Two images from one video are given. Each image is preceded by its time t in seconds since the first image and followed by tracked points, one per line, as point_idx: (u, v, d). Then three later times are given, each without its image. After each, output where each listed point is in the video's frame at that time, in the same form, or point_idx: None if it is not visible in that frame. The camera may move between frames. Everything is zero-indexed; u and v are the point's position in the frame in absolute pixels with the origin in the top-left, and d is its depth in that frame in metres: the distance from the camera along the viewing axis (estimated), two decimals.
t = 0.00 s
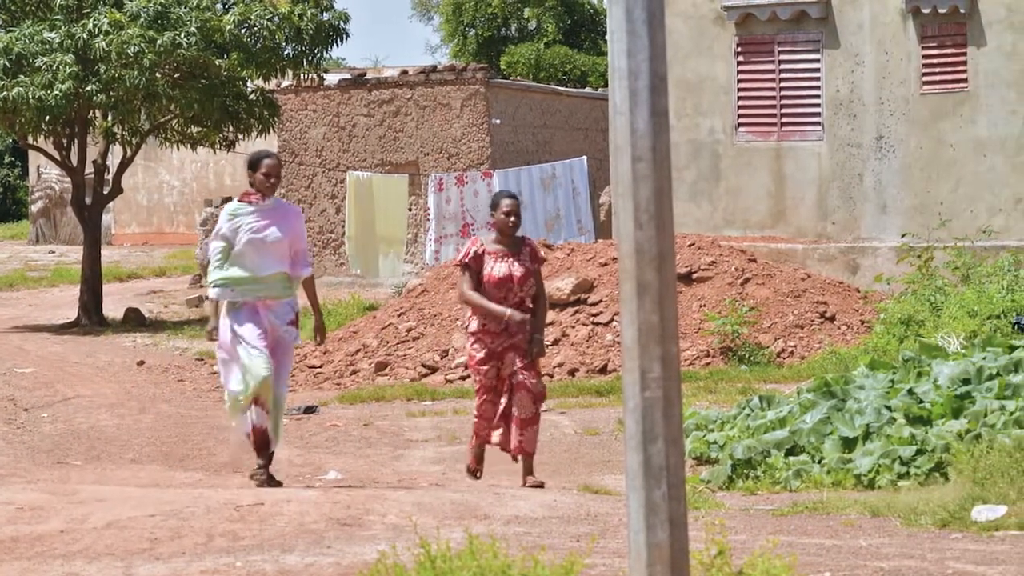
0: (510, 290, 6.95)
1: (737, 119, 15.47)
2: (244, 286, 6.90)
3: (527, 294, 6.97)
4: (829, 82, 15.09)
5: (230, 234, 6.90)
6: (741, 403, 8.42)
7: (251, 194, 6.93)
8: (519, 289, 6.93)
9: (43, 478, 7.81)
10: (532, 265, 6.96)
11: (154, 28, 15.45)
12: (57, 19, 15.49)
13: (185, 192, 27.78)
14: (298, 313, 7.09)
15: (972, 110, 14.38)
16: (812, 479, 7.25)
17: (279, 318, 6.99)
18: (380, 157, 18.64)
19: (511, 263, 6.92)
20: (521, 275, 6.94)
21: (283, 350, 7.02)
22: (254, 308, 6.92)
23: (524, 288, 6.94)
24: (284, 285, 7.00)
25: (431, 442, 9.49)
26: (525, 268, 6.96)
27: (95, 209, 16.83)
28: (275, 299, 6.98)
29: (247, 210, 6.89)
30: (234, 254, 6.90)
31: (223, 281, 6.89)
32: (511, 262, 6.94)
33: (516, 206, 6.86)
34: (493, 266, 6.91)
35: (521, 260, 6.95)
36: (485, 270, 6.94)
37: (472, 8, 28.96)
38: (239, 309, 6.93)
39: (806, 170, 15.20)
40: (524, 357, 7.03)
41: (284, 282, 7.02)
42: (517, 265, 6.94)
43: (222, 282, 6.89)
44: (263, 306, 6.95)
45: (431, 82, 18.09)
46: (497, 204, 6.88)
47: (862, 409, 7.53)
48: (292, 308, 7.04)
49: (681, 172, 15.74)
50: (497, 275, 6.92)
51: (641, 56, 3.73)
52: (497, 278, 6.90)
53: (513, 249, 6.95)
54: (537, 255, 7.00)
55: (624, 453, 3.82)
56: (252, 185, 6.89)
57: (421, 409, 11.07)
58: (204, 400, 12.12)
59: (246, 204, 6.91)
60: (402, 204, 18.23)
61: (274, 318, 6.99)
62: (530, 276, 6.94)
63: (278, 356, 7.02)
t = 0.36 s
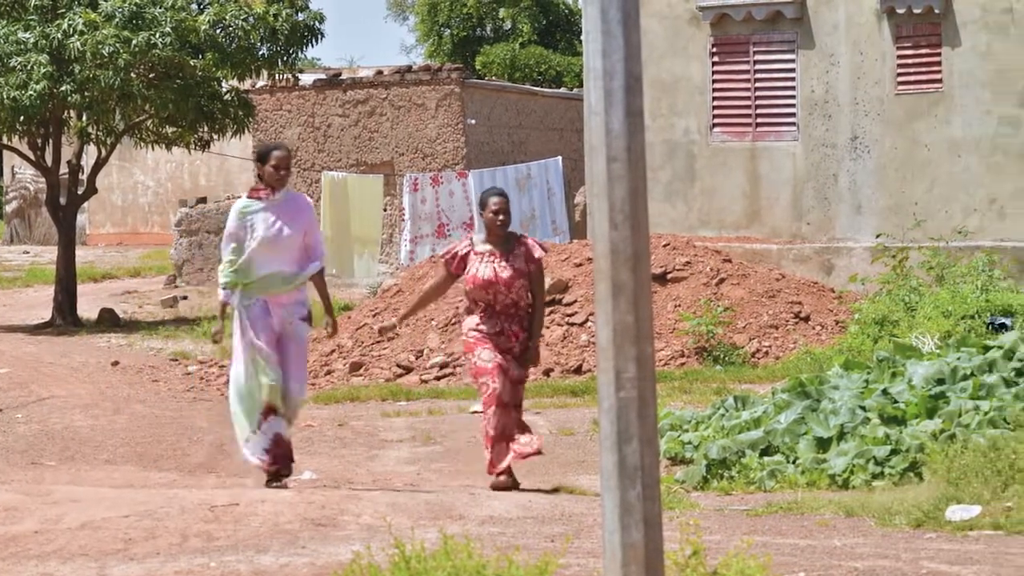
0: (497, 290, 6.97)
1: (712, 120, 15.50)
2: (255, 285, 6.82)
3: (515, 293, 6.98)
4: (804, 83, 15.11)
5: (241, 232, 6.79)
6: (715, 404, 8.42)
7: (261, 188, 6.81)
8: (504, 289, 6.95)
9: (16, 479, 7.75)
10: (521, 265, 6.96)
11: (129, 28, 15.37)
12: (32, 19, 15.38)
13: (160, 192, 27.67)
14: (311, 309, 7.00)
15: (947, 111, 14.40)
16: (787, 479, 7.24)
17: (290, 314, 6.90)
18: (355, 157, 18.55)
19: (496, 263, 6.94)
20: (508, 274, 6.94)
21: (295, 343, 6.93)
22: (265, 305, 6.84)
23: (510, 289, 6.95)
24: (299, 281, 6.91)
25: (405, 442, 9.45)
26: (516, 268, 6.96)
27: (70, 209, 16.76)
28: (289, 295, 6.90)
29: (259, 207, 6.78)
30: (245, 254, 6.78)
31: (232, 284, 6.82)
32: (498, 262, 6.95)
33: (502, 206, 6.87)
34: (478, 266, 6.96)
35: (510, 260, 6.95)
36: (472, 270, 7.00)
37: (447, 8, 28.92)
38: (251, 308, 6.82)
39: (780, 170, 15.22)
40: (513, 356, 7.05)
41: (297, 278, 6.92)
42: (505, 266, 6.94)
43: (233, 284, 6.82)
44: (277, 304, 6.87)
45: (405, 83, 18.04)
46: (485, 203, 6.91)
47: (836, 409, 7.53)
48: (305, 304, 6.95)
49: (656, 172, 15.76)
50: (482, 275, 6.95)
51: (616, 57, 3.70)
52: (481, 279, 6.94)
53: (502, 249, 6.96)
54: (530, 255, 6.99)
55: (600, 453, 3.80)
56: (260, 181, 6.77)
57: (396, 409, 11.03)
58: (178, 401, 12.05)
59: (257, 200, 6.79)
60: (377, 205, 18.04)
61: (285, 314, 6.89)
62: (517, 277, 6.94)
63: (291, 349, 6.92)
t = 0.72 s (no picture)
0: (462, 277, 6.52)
1: (661, 121, 15.52)
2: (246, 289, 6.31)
3: (480, 280, 6.56)
4: (753, 84, 15.15)
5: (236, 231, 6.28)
6: (664, 403, 8.42)
7: (257, 187, 6.29)
8: (472, 276, 6.51)
9: None
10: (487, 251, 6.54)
11: (77, 28, 15.15)
12: None
13: (108, 192, 27.40)
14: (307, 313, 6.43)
15: (894, 111, 14.50)
16: (735, 479, 7.24)
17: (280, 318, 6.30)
18: (304, 157, 18.42)
19: (463, 249, 6.49)
20: (474, 260, 6.52)
21: (285, 349, 6.32)
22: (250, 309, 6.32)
23: (477, 276, 6.52)
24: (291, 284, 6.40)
25: (355, 442, 9.37)
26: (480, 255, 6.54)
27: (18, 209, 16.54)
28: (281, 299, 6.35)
29: (252, 205, 6.28)
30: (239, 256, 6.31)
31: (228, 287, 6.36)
32: (464, 249, 6.51)
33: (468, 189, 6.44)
34: (443, 253, 6.48)
35: (474, 246, 6.52)
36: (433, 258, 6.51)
37: (396, 8, 28.85)
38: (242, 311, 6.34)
39: (728, 170, 15.26)
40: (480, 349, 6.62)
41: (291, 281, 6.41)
42: (470, 252, 6.51)
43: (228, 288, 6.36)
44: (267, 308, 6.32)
45: (355, 82, 17.88)
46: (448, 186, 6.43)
47: (784, 409, 7.54)
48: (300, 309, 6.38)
49: (605, 172, 15.78)
50: (448, 261, 6.48)
51: (564, 57, 3.66)
52: (448, 267, 6.47)
53: (466, 234, 6.52)
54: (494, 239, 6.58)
55: (548, 453, 3.76)
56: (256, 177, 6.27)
57: (346, 409, 10.94)
58: (125, 401, 11.91)
59: (251, 198, 6.28)
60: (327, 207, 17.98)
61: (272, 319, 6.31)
62: (484, 263, 6.52)
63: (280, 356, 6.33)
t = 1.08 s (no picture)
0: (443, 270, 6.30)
1: (620, 122, 15.52)
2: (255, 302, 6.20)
3: (465, 271, 6.34)
4: (712, 85, 15.17)
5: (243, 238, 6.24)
6: (624, 405, 8.42)
7: (267, 195, 6.24)
8: (454, 271, 6.29)
9: None
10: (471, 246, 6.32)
11: (35, 29, 15.23)
12: None
13: (67, 193, 27.18)
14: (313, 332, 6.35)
15: (853, 113, 14.58)
16: (694, 480, 7.24)
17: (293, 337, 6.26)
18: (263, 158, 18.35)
19: (444, 243, 6.27)
20: (456, 253, 6.29)
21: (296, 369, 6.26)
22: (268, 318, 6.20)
23: (459, 270, 6.30)
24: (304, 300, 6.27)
25: (314, 443, 9.32)
26: (464, 245, 6.32)
27: None
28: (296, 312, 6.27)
29: (265, 214, 6.21)
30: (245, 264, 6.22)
31: (230, 298, 6.26)
32: (446, 240, 6.29)
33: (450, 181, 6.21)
34: (423, 245, 6.28)
35: (458, 238, 6.30)
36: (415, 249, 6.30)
37: (355, 10, 28.78)
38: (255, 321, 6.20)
39: (688, 171, 15.26)
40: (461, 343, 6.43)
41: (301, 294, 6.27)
42: (453, 244, 6.29)
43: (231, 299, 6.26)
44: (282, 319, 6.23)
45: (313, 83, 17.79)
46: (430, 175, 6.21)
47: (742, 411, 7.54)
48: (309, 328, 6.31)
49: (563, 173, 15.76)
50: (428, 253, 6.27)
51: (523, 57, 3.63)
52: (428, 260, 6.26)
53: (449, 226, 6.30)
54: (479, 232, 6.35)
55: (507, 454, 3.73)
56: (265, 183, 6.22)
57: (306, 411, 10.87)
58: (84, 402, 11.82)
59: (262, 206, 6.22)
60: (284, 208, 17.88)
61: (294, 333, 6.26)
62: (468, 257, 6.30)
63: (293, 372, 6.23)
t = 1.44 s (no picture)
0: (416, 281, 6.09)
1: (569, 122, 15.52)
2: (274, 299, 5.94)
3: (438, 282, 6.12)
4: (660, 86, 15.19)
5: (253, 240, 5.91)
6: (572, 406, 8.38)
7: (270, 192, 5.95)
8: (426, 281, 6.08)
9: None
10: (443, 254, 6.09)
11: None
12: None
13: (12, 195, 26.88)
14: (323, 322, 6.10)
15: (800, 114, 14.63)
16: (642, 482, 7.22)
17: (297, 334, 5.97)
18: (209, 160, 18.29)
19: (416, 253, 6.06)
20: (428, 263, 6.07)
21: (303, 369, 5.97)
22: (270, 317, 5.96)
23: (431, 280, 6.09)
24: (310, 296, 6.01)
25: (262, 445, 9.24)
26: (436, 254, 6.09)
27: None
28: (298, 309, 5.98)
29: (272, 210, 5.92)
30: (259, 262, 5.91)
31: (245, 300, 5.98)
32: (418, 249, 6.07)
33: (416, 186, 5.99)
34: (393, 256, 6.07)
35: (429, 247, 6.08)
36: (386, 260, 6.10)
37: (302, 11, 28.64)
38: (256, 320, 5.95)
39: (636, 173, 15.27)
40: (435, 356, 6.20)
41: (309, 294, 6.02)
42: (424, 253, 6.07)
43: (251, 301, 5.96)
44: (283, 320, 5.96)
45: (260, 85, 17.59)
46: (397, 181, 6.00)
47: (690, 413, 7.52)
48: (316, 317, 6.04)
49: (511, 175, 15.75)
50: (399, 264, 6.07)
51: (471, 58, 3.58)
52: (399, 270, 6.05)
53: (419, 235, 6.09)
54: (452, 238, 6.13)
55: (454, 456, 3.69)
56: (267, 181, 5.94)
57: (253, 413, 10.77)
58: (29, 405, 11.66)
59: (267, 204, 5.94)
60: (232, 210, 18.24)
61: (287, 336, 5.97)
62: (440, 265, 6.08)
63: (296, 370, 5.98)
